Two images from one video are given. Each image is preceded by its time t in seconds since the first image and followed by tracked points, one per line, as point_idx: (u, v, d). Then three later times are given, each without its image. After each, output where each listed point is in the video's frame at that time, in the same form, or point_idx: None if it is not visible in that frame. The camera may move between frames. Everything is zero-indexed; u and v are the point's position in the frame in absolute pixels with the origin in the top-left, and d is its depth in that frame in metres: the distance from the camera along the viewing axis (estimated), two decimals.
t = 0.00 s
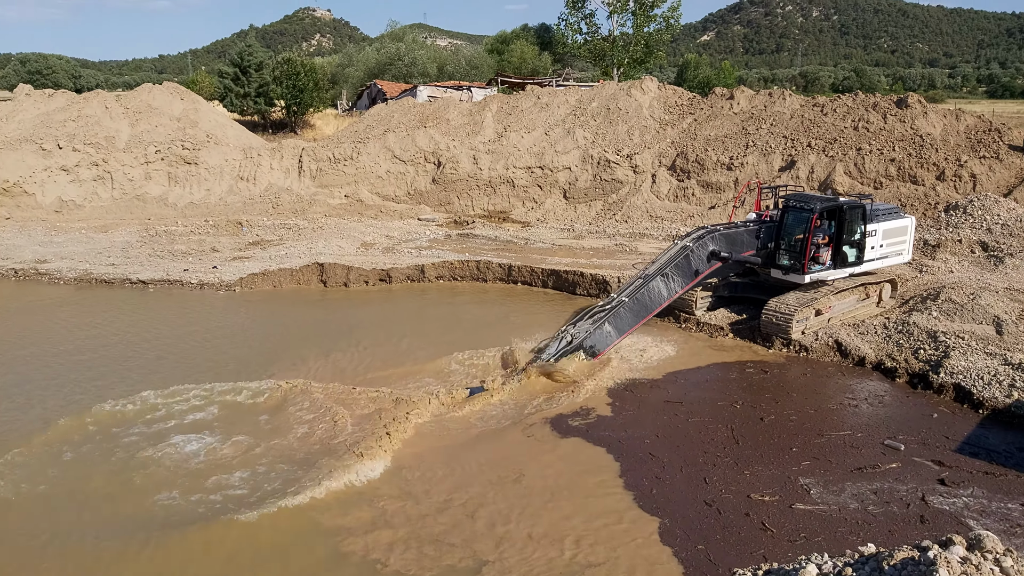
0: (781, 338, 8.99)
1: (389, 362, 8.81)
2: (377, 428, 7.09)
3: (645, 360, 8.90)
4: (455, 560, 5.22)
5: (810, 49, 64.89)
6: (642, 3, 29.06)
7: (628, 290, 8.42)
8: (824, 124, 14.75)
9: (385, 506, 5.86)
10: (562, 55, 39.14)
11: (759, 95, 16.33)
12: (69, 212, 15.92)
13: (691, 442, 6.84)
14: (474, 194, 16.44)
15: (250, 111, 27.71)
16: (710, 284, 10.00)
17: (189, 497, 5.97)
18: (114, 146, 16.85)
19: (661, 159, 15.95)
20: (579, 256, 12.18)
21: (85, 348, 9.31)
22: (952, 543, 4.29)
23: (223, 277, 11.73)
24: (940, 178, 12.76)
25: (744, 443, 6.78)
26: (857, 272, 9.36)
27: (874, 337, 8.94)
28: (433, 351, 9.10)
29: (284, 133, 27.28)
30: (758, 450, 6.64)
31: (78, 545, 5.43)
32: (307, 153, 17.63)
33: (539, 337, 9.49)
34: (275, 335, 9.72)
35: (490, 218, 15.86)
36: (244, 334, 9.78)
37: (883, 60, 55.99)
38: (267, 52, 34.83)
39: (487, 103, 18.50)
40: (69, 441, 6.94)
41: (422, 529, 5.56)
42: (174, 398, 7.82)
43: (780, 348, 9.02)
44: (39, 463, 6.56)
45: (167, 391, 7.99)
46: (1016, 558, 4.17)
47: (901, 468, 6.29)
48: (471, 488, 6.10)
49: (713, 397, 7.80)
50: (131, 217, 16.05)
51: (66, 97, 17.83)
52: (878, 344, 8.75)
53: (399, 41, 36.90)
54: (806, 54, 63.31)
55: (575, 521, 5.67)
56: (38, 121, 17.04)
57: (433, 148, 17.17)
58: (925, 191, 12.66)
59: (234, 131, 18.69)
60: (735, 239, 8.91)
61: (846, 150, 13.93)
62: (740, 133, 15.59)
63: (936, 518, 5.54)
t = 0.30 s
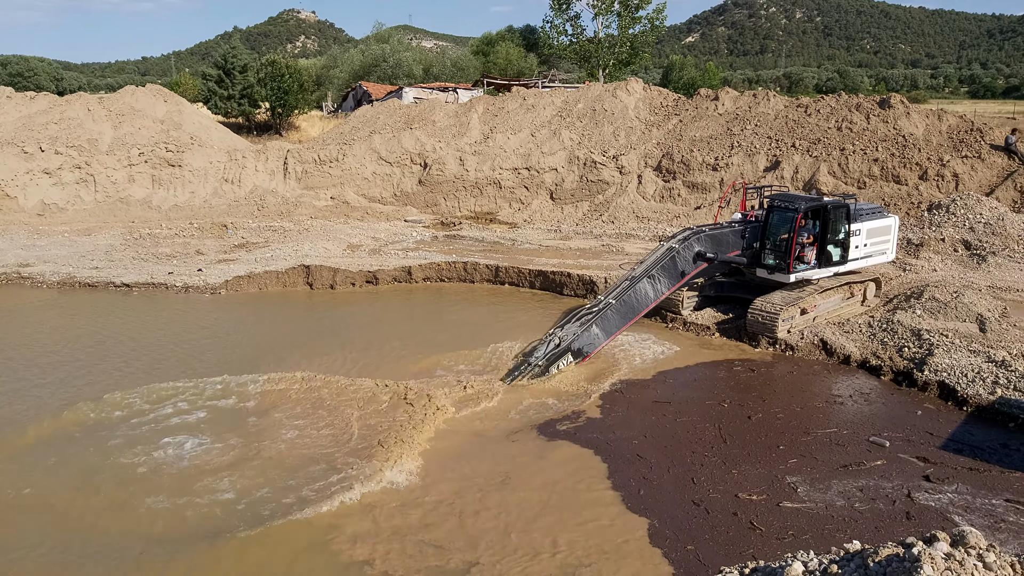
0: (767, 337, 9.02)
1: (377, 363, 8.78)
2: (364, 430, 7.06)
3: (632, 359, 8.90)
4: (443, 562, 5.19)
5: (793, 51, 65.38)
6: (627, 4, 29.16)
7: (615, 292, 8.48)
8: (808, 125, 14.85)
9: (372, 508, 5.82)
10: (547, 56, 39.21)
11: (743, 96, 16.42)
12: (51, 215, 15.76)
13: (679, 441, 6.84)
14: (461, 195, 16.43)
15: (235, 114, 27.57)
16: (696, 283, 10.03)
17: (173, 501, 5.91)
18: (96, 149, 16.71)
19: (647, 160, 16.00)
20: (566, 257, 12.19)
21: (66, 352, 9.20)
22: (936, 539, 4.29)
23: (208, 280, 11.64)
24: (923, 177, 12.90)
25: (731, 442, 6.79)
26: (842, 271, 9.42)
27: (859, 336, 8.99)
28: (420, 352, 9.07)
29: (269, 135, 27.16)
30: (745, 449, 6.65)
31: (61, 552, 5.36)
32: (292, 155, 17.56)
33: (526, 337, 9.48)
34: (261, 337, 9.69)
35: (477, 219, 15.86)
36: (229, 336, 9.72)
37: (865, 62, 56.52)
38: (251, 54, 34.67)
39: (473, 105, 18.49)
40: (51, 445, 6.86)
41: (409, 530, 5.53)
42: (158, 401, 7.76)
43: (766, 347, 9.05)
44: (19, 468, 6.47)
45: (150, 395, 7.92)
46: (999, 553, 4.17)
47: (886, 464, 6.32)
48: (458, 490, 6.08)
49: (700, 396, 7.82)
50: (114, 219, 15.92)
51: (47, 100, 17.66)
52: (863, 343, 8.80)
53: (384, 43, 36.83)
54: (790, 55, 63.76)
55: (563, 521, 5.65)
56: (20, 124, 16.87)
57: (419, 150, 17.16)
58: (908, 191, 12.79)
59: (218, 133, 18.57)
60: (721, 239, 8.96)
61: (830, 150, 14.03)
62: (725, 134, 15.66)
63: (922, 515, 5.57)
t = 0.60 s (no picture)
0: (758, 336, 9.05)
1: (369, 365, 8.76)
2: (356, 433, 7.05)
3: (624, 359, 8.91)
4: (435, 564, 5.18)
5: (782, 51, 65.64)
6: (617, 5, 29.19)
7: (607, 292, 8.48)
8: (798, 124, 14.91)
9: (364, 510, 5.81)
10: (537, 58, 39.26)
11: (733, 96, 16.47)
12: (40, 219, 15.67)
13: (671, 443, 6.86)
14: (452, 197, 16.43)
15: (224, 117, 27.52)
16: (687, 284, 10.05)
17: (165, 506, 5.89)
18: (85, 154, 16.63)
19: (637, 161, 16.04)
20: (557, 258, 12.20)
21: (56, 357, 9.16)
22: (926, 536, 4.29)
23: (198, 284, 11.60)
24: (912, 176, 12.99)
25: (723, 443, 6.81)
26: (832, 270, 9.46)
27: (849, 334, 9.03)
28: (412, 354, 9.06)
29: (259, 138, 27.08)
30: (737, 450, 6.67)
31: (51, 558, 5.33)
32: (283, 158, 17.54)
33: (518, 338, 9.48)
34: (253, 341, 9.66)
35: (468, 221, 15.87)
36: (220, 340, 9.68)
37: (854, 61, 56.80)
38: (240, 57, 34.59)
39: (464, 107, 18.48)
40: (40, 451, 6.82)
41: (402, 532, 5.52)
42: (149, 405, 7.73)
43: (757, 346, 9.08)
44: (9, 474, 6.43)
45: (141, 399, 7.88)
46: (989, 550, 4.19)
47: (877, 462, 6.35)
48: (451, 491, 6.07)
49: (693, 397, 7.83)
50: (103, 224, 15.85)
51: (35, 104, 17.56)
52: (854, 341, 8.84)
53: (373, 45, 36.80)
54: (779, 55, 63.97)
55: (556, 522, 5.65)
56: (7, 129, 16.77)
57: (410, 152, 17.16)
58: (897, 190, 12.89)
59: (208, 136, 18.50)
60: (711, 239, 8.98)
61: (820, 149, 14.09)
62: (715, 134, 15.71)
63: (914, 513, 5.60)
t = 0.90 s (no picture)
0: (750, 336, 9.07)
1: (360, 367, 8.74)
2: (348, 435, 7.03)
3: (616, 360, 8.92)
4: (428, 566, 5.17)
5: (772, 51, 65.91)
6: (607, 7, 29.27)
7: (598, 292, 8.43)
8: (788, 125, 14.98)
9: (356, 512, 5.79)
10: (528, 59, 39.32)
11: (723, 97, 16.53)
12: (29, 223, 15.58)
13: (663, 444, 6.86)
14: (444, 199, 16.43)
15: (214, 119, 27.45)
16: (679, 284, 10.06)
17: (155, 510, 5.85)
18: (74, 157, 16.55)
19: (628, 162, 16.08)
20: (549, 259, 12.21)
21: (44, 362, 9.09)
22: (917, 534, 4.30)
23: (189, 287, 11.55)
24: (901, 175, 13.07)
25: (715, 444, 6.81)
26: (823, 270, 9.49)
27: (840, 334, 9.06)
28: (405, 356, 9.05)
29: (249, 140, 27.02)
30: (729, 450, 6.67)
31: (40, 564, 5.28)
32: (273, 160, 17.50)
33: (511, 339, 9.48)
34: (244, 344, 9.62)
35: (460, 222, 15.88)
36: (212, 343, 9.64)
37: (843, 62, 57.08)
38: (230, 59, 34.50)
39: (454, 108, 18.48)
40: (29, 456, 6.77)
41: (395, 535, 5.49)
42: (138, 409, 7.68)
43: (749, 346, 9.10)
44: None
45: (131, 404, 7.83)
46: (980, 547, 4.20)
47: (869, 461, 6.37)
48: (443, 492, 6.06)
49: (685, 398, 7.84)
50: (92, 227, 15.77)
51: (24, 107, 17.46)
52: (845, 340, 8.87)
53: (363, 47, 36.74)
54: (769, 55, 64.28)
55: (549, 523, 5.65)
56: None
57: (401, 154, 17.15)
58: (887, 190, 12.96)
59: (198, 139, 18.43)
60: (702, 239, 8.99)
61: (810, 150, 14.15)
62: (705, 135, 15.76)
63: (905, 511, 5.61)
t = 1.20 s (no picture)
0: (749, 334, 9.07)
1: (360, 364, 8.74)
2: (348, 433, 7.04)
3: (616, 358, 8.92)
4: (427, 563, 5.17)
5: (771, 49, 65.84)
6: (606, 4, 29.24)
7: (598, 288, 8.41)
8: (787, 122, 14.97)
9: (356, 510, 5.79)
10: (527, 58, 39.31)
11: (722, 95, 16.53)
12: (28, 222, 15.57)
13: (662, 442, 6.86)
14: (444, 197, 16.43)
15: (213, 118, 27.44)
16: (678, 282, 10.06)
17: (156, 510, 5.85)
18: (73, 156, 16.54)
19: (628, 160, 16.07)
20: (549, 257, 12.20)
21: (44, 361, 9.09)
22: (917, 532, 4.30)
23: (188, 286, 11.56)
24: (901, 173, 13.07)
25: (713, 442, 6.82)
26: (822, 267, 9.49)
27: (840, 331, 9.07)
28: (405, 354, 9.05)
29: (249, 138, 27.01)
30: (728, 449, 6.68)
31: (41, 562, 5.30)
32: (272, 159, 17.50)
33: (510, 337, 9.48)
34: (244, 342, 9.62)
35: (460, 221, 15.87)
36: (212, 342, 9.64)
37: (843, 59, 57.02)
38: (229, 57, 34.47)
39: (454, 106, 18.46)
40: (29, 456, 6.77)
41: (396, 533, 5.49)
42: (139, 408, 7.68)
43: (748, 344, 9.10)
44: None
45: (130, 402, 7.83)
46: (980, 545, 4.20)
47: (868, 459, 6.38)
48: (443, 490, 6.06)
49: (683, 396, 7.84)
50: (92, 226, 15.78)
51: (23, 106, 17.45)
52: (845, 338, 8.87)
53: (363, 45, 36.70)
54: (769, 53, 64.23)
55: (548, 521, 5.66)
56: None
57: (401, 152, 17.14)
58: (887, 187, 12.96)
59: (197, 138, 18.42)
60: (702, 236, 8.99)
61: (809, 147, 14.15)
62: (705, 133, 15.75)
63: (904, 510, 5.62)
